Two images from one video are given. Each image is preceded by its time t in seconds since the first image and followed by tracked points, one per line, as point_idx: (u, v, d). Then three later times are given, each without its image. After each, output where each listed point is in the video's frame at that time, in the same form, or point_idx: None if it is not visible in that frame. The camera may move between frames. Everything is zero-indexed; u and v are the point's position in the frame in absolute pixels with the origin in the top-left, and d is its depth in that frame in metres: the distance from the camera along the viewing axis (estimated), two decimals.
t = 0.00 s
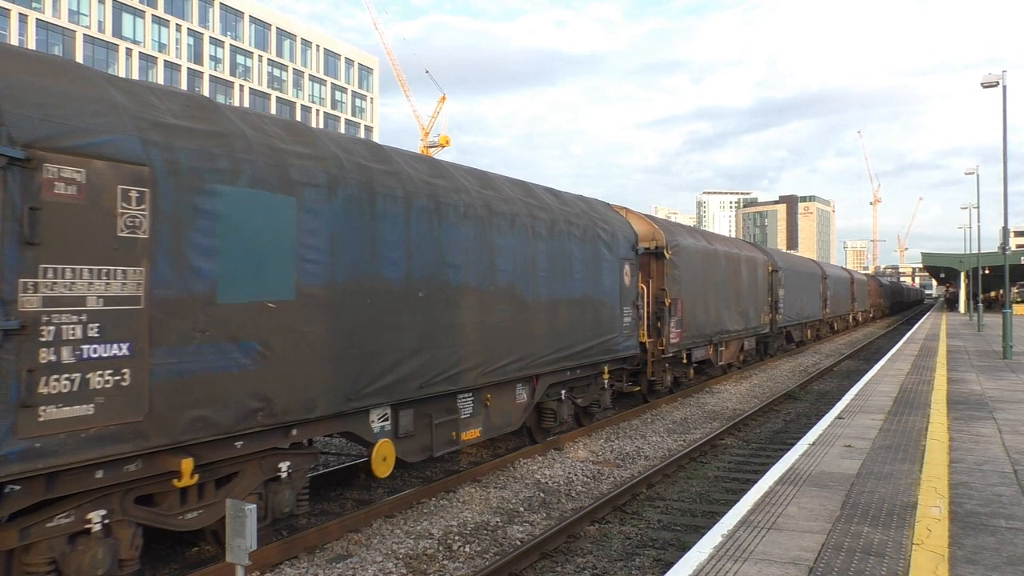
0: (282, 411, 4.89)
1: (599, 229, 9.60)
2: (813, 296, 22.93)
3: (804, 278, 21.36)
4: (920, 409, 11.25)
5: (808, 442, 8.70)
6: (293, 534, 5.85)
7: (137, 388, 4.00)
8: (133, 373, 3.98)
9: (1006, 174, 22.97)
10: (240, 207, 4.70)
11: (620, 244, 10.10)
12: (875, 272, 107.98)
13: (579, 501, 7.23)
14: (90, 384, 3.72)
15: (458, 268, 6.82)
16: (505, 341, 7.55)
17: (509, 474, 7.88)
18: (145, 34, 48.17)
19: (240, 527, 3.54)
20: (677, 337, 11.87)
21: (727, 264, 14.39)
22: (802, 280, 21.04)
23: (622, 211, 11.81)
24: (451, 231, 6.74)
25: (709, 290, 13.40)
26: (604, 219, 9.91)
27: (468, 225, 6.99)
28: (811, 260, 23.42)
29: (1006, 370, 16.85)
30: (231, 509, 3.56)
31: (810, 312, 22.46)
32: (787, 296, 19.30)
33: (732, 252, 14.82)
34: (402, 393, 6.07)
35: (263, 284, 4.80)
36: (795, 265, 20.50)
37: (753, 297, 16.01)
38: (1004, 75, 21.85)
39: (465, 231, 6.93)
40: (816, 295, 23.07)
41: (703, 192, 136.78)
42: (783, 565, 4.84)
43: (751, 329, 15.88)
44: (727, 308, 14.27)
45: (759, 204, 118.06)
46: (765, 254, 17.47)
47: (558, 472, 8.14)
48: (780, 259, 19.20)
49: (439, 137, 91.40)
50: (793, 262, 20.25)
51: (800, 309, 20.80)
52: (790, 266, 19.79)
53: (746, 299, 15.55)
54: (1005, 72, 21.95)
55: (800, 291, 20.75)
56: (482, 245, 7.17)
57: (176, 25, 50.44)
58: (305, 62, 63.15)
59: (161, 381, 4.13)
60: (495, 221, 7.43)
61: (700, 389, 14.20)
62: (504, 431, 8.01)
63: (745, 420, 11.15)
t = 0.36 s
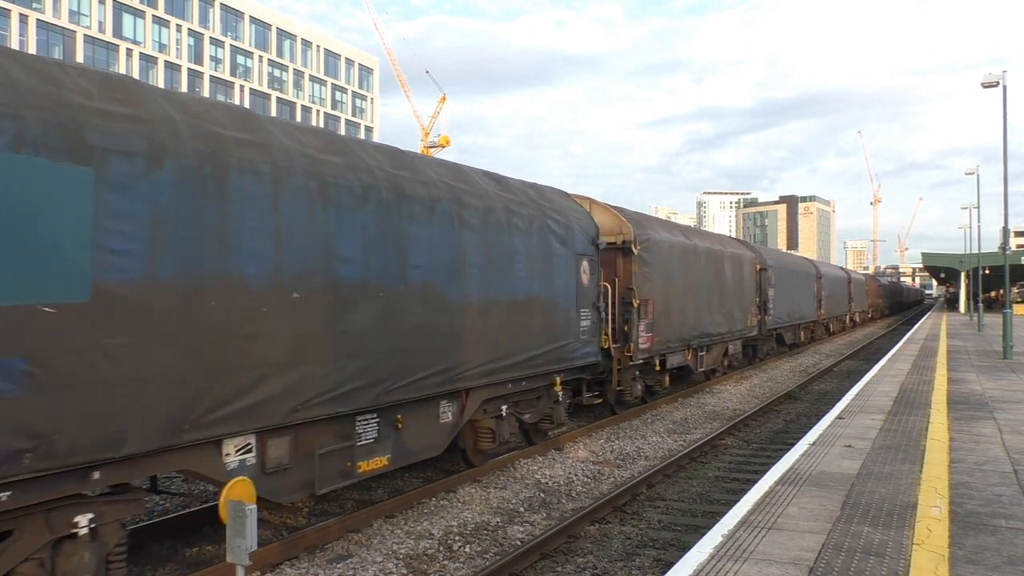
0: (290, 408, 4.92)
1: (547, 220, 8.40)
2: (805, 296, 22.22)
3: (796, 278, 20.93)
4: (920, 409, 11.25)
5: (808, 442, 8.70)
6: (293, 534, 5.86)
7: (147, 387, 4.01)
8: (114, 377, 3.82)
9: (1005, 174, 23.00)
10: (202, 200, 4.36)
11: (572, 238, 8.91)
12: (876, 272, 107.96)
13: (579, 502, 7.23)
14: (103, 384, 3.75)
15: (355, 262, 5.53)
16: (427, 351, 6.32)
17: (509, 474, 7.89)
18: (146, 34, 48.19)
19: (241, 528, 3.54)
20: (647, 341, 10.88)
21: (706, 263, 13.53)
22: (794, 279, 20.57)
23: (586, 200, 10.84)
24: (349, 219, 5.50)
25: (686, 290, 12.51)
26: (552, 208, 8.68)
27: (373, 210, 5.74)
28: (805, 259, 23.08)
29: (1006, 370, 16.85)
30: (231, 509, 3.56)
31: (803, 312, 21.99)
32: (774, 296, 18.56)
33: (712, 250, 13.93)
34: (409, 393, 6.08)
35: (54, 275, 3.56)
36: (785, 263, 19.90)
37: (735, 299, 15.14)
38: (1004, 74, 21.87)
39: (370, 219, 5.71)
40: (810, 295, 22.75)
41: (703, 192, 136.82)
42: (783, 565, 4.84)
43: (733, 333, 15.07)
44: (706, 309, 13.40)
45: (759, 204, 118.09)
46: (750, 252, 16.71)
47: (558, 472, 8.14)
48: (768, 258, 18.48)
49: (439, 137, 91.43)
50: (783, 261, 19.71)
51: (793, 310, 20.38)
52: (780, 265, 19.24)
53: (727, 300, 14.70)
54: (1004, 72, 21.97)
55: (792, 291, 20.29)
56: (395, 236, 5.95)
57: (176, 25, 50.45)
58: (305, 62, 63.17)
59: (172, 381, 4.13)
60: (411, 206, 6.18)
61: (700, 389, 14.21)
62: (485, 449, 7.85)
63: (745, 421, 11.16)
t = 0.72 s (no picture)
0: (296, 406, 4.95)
1: (478, 204, 7.08)
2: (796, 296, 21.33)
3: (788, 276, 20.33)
4: (921, 409, 11.24)
5: (808, 442, 8.69)
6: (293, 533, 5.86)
7: (155, 389, 3.99)
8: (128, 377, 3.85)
9: (1005, 174, 23.00)
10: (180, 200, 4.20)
11: (509, 228, 7.57)
12: (876, 272, 107.94)
13: (579, 502, 7.23)
14: (111, 383, 3.77)
15: (188, 254, 4.20)
16: (298, 366, 4.94)
17: (509, 474, 7.89)
18: (145, 34, 48.18)
19: (241, 528, 3.54)
20: (608, 346, 9.80)
21: (681, 260, 12.49)
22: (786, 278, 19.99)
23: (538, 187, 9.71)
24: (179, 198, 4.19)
25: (656, 289, 11.47)
26: (485, 192, 7.34)
27: (217, 184, 4.42)
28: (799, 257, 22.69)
29: (1006, 370, 16.85)
30: (232, 509, 3.56)
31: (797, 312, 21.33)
32: (761, 296, 17.65)
33: (688, 245, 12.87)
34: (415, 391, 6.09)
35: None
36: (775, 262, 19.18)
37: (714, 299, 14.11)
38: (1004, 74, 21.85)
39: (215, 197, 4.41)
40: (805, 295, 22.35)
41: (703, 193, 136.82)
42: (783, 565, 4.83)
43: (712, 336, 14.05)
44: (680, 311, 12.40)
45: (759, 204, 118.09)
46: (733, 249, 15.75)
47: (558, 472, 8.14)
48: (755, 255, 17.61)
49: (438, 137, 91.47)
50: (772, 258, 19.01)
51: (785, 310, 19.83)
52: (770, 262, 18.52)
53: (705, 301, 13.68)
54: (1004, 72, 21.95)
55: (783, 290, 19.70)
56: (253, 219, 4.64)
57: (175, 25, 50.44)
58: (305, 62, 63.16)
59: (180, 380, 4.13)
60: (280, 182, 4.89)
61: (700, 388, 14.21)
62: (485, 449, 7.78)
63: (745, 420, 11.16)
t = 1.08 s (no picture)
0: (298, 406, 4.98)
1: (379, 184, 5.82)
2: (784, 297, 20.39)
3: (778, 275, 19.64)
4: (920, 409, 11.26)
5: (808, 442, 8.70)
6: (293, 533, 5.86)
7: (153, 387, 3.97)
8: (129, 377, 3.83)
9: (1004, 174, 23.01)
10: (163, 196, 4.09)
11: (424, 213, 6.27)
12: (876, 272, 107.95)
13: (578, 502, 7.23)
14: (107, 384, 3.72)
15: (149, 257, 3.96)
16: (99, 390, 3.69)
17: (509, 474, 7.89)
18: (145, 34, 48.19)
19: (241, 527, 3.54)
20: (556, 356, 8.71)
21: (649, 257, 11.38)
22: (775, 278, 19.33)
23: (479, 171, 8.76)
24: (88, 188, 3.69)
25: (619, 288, 10.36)
26: (392, 171, 6.07)
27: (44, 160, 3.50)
28: (790, 255, 22.22)
29: (1005, 370, 16.87)
30: (231, 509, 3.57)
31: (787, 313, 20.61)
32: (745, 297, 16.66)
33: (658, 240, 11.75)
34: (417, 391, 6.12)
35: None
36: (762, 260, 18.38)
37: (690, 300, 13.00)
38: (1003, 74, 21.86)
39: None
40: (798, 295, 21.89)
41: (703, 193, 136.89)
42: (782, 565, 4.84)
43: (688, 341, 12.95)
44: (648, 312, 11.28)
45: (759, 204, 118.12)
46: (713, 246, 14.70)
47: (558, 472, 8.14)
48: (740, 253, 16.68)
49: (438, 137, 91.52)
50: (760, 256, 18.26)
51: (775, 311, 19.23)
52: (756, 261, 17.73)
53: (680, 302, 12.56)
54: (1004, 72, 21.96)
55: (772, 290, 19.00)
56: (14, 193, 3.35)
57: (175, 25, 50.42)
58: (305, 62, 63.17)
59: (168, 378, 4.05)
60: (59, 145, 3.60)
61: (700, 388, 14.23)
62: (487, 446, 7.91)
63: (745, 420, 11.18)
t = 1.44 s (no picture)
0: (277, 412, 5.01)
1: (227, 154, 4.67)
2: (774, 297, 19.37)
3: (767, 275, 18.80)
4: (921, 410, 11.24)
5: (808, 443, 8.69)
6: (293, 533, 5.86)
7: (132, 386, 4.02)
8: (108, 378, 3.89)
9: (1005, 174, 23.02)
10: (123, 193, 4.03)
11: (300, 196, 5.19)
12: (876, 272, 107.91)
13: (579, 501, 7.23)
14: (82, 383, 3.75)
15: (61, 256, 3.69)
16: None
17: (509, 474, 7.88)
18: (146, 34, 48.17)
19: (241, 527, 3.54)
20: (484, 369, 7.33)
21: (613, 251, 10.13)
22: (765, 276, 18.51)
23: (399, 149, 7.32)
24: None
25: (573, 287, 9.08)
26: (251, 141, 4.88)
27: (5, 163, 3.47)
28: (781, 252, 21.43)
29: (1006, 371, 16.84)
30: (232, 509, 3.56)
31: (779, 315, 19.74)
32: (727, 296, 15.52)
33: (625, 233, 10.50)
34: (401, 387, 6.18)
35: None
36: (750, 257, 17.54)
37: (663, 301, 11.80)
38: (1003, 74, 21.86)
39: None
40: (791, 295, 21.05)
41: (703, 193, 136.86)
42: (783, 565, 4.84)
43: (660, 346, 11.70)
44: (610, 314, 10.02)
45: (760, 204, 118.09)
46: (693, 241, 13.50)
47: (558, 472, 8.13)
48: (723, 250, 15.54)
49: (438, 137, 91.53)
50: (747, 253, 17.42)
51: (766, 313, 18.42)
52: (742, 258, 16.81)
53: (650, 303, 11.32)
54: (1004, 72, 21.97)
55: (761, 289, 18.18)
56: None
57: (175, 25, 50.41)
58: (305, 62, 63.16)
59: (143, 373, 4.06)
60: None
61: (700, 389, 14.22)
62: (486, 449, 7.89)
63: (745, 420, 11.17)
